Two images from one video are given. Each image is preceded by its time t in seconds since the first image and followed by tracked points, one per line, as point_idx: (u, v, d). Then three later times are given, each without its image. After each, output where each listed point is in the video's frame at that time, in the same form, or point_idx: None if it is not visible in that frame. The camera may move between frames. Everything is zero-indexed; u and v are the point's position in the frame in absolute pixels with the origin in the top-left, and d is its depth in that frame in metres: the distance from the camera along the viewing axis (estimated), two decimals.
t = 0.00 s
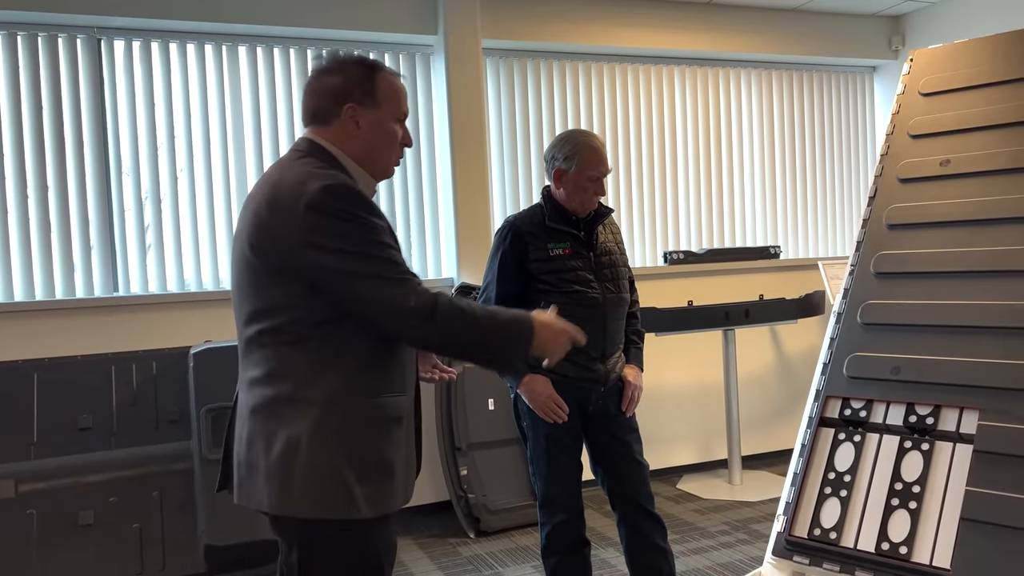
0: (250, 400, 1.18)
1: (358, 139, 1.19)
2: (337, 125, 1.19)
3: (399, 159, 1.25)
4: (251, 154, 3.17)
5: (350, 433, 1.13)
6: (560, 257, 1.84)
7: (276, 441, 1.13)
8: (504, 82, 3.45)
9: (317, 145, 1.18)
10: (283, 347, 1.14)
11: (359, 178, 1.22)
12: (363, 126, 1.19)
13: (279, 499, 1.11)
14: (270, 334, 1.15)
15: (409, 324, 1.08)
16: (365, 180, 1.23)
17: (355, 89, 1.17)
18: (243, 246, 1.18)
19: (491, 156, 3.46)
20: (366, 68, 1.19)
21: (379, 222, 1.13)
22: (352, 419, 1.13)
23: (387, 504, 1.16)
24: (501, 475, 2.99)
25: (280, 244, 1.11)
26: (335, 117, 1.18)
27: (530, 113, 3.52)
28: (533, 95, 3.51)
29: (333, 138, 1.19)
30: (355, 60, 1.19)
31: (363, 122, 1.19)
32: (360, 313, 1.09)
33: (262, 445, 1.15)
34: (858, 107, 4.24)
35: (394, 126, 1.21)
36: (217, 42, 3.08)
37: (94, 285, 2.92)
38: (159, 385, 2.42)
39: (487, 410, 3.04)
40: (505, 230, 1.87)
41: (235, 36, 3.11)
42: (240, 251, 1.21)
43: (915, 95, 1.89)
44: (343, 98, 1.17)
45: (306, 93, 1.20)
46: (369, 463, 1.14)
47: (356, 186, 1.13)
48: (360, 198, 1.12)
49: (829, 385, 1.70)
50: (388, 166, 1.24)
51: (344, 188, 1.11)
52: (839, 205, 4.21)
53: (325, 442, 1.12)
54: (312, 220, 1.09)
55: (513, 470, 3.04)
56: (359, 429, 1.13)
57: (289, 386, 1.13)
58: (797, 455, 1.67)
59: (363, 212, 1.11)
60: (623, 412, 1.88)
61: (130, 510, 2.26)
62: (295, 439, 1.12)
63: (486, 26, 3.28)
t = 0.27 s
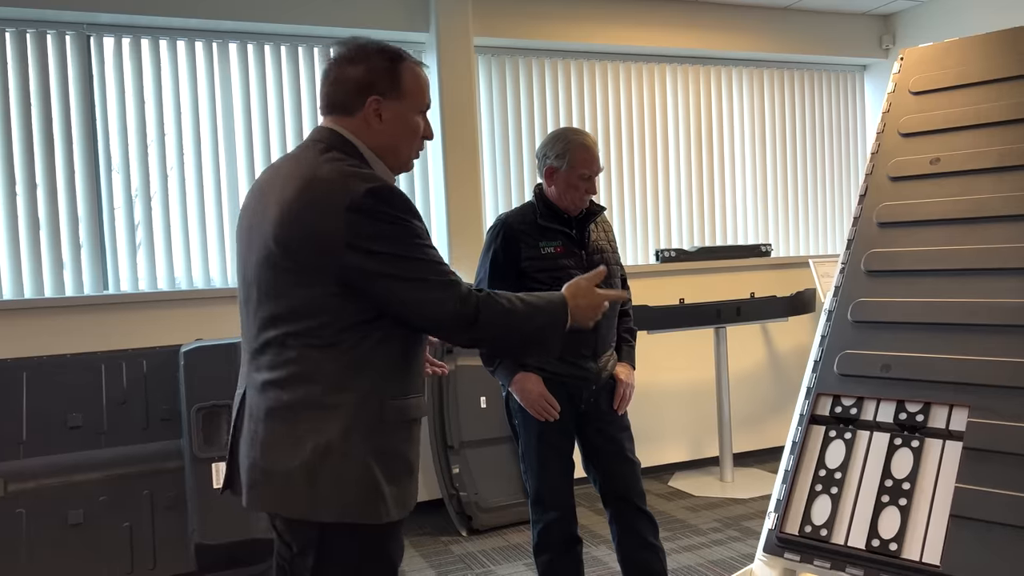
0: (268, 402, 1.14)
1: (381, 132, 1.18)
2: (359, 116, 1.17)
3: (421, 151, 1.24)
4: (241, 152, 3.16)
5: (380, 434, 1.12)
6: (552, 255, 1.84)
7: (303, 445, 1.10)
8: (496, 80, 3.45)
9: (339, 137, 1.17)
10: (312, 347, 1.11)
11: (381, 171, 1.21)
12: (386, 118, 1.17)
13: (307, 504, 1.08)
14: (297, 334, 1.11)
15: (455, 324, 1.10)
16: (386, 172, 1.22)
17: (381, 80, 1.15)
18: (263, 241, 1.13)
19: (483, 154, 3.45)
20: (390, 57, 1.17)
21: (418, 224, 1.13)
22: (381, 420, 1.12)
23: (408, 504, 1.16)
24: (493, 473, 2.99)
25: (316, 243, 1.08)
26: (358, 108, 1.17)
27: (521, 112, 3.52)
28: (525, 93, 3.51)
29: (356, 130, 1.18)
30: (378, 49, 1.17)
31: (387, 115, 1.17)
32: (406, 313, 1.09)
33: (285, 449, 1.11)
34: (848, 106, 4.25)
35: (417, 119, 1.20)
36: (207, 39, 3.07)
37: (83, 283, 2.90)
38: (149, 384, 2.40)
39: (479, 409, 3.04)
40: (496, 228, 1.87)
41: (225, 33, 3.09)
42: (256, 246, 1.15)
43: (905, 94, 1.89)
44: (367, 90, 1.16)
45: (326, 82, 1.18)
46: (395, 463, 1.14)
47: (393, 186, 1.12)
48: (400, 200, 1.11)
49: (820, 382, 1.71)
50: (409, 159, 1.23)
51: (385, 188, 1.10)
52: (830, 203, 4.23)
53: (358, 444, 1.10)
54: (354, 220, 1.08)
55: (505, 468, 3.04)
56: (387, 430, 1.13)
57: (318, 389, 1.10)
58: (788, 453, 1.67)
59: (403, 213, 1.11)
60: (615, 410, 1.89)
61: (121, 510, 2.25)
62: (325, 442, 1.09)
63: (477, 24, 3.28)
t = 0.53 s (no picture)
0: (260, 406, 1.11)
1: (388, 130, 1.17)
2: (365, 113, 1.15)
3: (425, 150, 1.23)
4: (230, 149, 3.14)
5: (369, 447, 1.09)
6: (542, 254, 1.83)
7: (291, 453, 1.08)
8: (486, 78, 3.44)
9: (345, 135, 1.15)
10: (303, 354, 1.09)
11: (384, 170, 1.19)
12: (393, 117, 1.16)
13: (296, 513, 1.06)
14: (291, 339, 1.09)
15: (443, 349, 1.06)
16: (390, 171, 1.20)
17: (390, 78, 1.14)
18: (260, 243, 1.11)
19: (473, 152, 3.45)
20: (400, 55, 1.15)
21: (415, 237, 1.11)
22: (371, 431, 1.10)
23: (395, 515, 1.15)
24: (484, 472, 2.99)
25: (312, 248, 1.06)
26: (365, 105, 1.15)
27: (512, 110, 3.51)
28: (515, 90, 3.50)
29: (361, 127, 1.16)
30: (387, 46, 1.15)
31: (394, 114, 1.16)
32: (393, 329, 1.06)
33: (275, 456, 1.08)
34: (837, 105, 4.27)
35: (424, 118, 1.19)
36: (195, 36, 3.04)
37: (71, 281, 2.88)
38: (137, 383, 2.38)
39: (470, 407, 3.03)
40: (486, 226, 1.86)
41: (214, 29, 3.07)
42: (253, 246, 1.13)
43: (894, 93, 1.90)
44: (377, 87, 1.14)
45: (334, 75, 1.16)
46: (383, 474, 1.12)
47: (392, 196, 1.09)
48: (398, 211, 1.09)
49: (810, 380, 1.71)
50: (412, 158, 1.22)
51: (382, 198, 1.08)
52: (819, 202, 4.25)
53: (347, 456, 1.08)
54: (350, 229, 1.05)
55: (496, 467, 3.03)
56: (375, 442, 1.11)
57: (311, 396, 1.08)
58: (777, 451, 1.68)
59: (400, 223, 1.09)
60: (606, 409, 1.88)
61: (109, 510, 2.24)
62: (316, 452, 1.07)
63: (468, 22, 3.27)
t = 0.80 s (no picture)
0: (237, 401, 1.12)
1: (373, 126, 1.15)
2: (350, 110, 1.14)
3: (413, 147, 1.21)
4: (220, 147, 3.12)
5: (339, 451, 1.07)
6: (534, 251, 1.83)
7: (258, 451, 1.08)
8: (477, 75, 3.43)
9: (329, 131, 1.13)
10: (274, 353, 1.08)
11: (370, 167, 1.17)
12: (378, 113, 1.15)
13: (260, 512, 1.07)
14: (266, 338, 1.08)
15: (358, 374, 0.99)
16: (377, 169, 1.18)
17: (374, 73, 1.12)
18: (240, 239, 1.11)
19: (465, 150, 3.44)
20: (385, 50, 1.14)
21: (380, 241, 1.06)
22: (343, 434, 1.08)
23: (371, 520, 1.12)
24: (476, 470, 2.98)
25: (279, 246, 1.05)
26: (349, 102, 1.13)
27: (503, 107, 3.50)
28: (507, 88, 3.50)
29: (346, 124, 1.14)
30: (373, 40, 1.14)
31: (379, 110, 1.14)
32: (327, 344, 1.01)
33: (253, 454, 1.08)
34: (828, 103, 4.28)
35: (411, 114, 1.17)
36: (185, 32, 3.02)
37: (59, 279, 2.86)
38: (126, 381, 2.37)
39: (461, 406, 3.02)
40: (478, 224, 1.86)
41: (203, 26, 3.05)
42: (235, 242, 1.13)
43: (884, 91, 1.90)
44: (360, 83, 1.12)
45: (321, 71, 1.14)
46: (358, 478, 1.10)
47: (359, 197, 1.05)
48: (361, 213, 1.04)
49: (801, 378, 1.71)
50: (399, 156, 1.20)
51: (347, 198, 1.04)
52: (810, 200, 4.26)
53: (306, 462, 1.06)
54: (313, 228, 1.03)
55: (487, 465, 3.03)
56: (346, 446, 1.09)
57: (286, 395, 1.07)
58: (768, 448, 1.68)
59: (365, 223, 1.05)
60: (596, 406, 1.88)
61: (97, 509, 2.22)
62: (292, 450, 1.06)
63: (459, 19, 3.26)
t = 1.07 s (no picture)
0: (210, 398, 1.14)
1: (330, 123, 1.14)
2: (307, 107, 1.13)
3: (377, 142, 1.19)
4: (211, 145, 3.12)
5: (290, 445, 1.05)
6: (525, 249, 1.83)
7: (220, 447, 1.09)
8: (470, 73, 3.43)
9: (287, 132, 1.13)
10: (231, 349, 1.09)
11: (327, 164, 1.17)
12: (335, 109, 1.13)
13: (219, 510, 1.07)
14: (224, 334, 1.09)
15: (260, 369, 0.97)
16: (336, 164, 1.18)
17: (328, 69, 1.11)
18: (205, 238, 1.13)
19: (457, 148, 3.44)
20: (338, 46, 1.12)
21: (312, 235, 1.02)
22: (292, 431, 1.06)
23: (333, 523, 1.08)
24: (468, 468, 2.99)
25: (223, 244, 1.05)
26: (305, 100, 1.13)
27: (495, 106, 3.50)
28: (499, 87, 3.50)
29: (303, 121, 1.14)
30: (328, 37, 1.12)
31: (335, 106, 1.13)
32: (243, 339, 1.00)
33: (219, 451, 1.09)
34: (819, 102, 4.30)
35: (371, 109, 1.15)
36: (176, 30, 3.01)
37: (49, 277, 2.84)
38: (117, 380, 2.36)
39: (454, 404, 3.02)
40: (470, 222, 1.86)
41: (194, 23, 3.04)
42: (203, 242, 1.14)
43: (875, 90, 1.91)
44: (313, 80, 1.11)
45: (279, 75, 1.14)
46: (315, 475, 1.07)
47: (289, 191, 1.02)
48: (290, 206, 1.01)
49: (791, 375, 1.72)
50: (362, 152, 1.19)
51: (277, 188, 1.02)
52: (801, 199, 4.27)
53: (252, 460, 1.05)
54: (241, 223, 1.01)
55: (479, 463, 3.03)
56: (296, 446, 1.06)
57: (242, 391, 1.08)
58: (759, 445, 1.69)
59: (296, 216, 1.02)
60: (588, 404, 1.89)
61: (88, 508, 2.21)
62: (247, 447, 1.06)
63: (452, 17, 3.25)
